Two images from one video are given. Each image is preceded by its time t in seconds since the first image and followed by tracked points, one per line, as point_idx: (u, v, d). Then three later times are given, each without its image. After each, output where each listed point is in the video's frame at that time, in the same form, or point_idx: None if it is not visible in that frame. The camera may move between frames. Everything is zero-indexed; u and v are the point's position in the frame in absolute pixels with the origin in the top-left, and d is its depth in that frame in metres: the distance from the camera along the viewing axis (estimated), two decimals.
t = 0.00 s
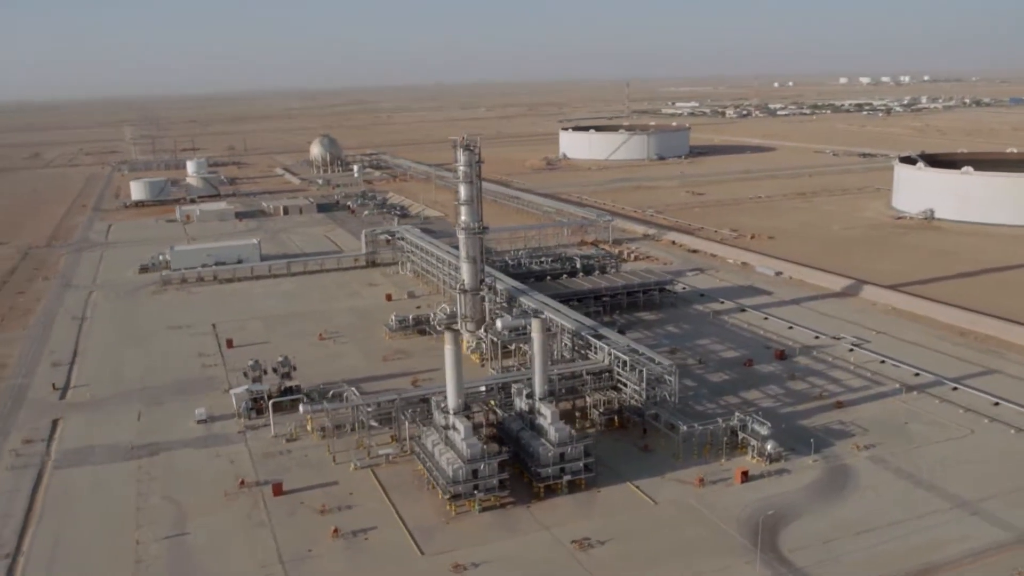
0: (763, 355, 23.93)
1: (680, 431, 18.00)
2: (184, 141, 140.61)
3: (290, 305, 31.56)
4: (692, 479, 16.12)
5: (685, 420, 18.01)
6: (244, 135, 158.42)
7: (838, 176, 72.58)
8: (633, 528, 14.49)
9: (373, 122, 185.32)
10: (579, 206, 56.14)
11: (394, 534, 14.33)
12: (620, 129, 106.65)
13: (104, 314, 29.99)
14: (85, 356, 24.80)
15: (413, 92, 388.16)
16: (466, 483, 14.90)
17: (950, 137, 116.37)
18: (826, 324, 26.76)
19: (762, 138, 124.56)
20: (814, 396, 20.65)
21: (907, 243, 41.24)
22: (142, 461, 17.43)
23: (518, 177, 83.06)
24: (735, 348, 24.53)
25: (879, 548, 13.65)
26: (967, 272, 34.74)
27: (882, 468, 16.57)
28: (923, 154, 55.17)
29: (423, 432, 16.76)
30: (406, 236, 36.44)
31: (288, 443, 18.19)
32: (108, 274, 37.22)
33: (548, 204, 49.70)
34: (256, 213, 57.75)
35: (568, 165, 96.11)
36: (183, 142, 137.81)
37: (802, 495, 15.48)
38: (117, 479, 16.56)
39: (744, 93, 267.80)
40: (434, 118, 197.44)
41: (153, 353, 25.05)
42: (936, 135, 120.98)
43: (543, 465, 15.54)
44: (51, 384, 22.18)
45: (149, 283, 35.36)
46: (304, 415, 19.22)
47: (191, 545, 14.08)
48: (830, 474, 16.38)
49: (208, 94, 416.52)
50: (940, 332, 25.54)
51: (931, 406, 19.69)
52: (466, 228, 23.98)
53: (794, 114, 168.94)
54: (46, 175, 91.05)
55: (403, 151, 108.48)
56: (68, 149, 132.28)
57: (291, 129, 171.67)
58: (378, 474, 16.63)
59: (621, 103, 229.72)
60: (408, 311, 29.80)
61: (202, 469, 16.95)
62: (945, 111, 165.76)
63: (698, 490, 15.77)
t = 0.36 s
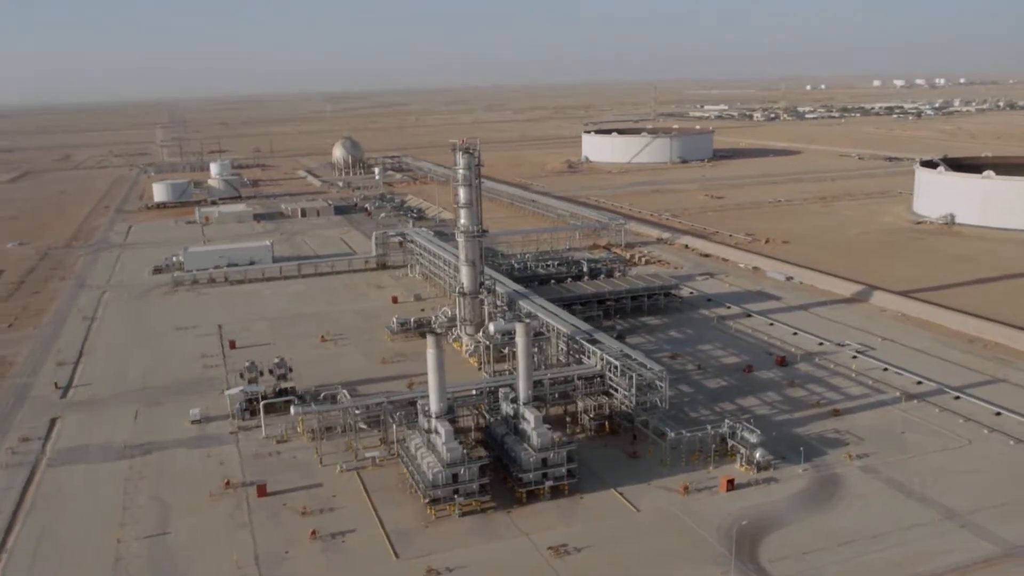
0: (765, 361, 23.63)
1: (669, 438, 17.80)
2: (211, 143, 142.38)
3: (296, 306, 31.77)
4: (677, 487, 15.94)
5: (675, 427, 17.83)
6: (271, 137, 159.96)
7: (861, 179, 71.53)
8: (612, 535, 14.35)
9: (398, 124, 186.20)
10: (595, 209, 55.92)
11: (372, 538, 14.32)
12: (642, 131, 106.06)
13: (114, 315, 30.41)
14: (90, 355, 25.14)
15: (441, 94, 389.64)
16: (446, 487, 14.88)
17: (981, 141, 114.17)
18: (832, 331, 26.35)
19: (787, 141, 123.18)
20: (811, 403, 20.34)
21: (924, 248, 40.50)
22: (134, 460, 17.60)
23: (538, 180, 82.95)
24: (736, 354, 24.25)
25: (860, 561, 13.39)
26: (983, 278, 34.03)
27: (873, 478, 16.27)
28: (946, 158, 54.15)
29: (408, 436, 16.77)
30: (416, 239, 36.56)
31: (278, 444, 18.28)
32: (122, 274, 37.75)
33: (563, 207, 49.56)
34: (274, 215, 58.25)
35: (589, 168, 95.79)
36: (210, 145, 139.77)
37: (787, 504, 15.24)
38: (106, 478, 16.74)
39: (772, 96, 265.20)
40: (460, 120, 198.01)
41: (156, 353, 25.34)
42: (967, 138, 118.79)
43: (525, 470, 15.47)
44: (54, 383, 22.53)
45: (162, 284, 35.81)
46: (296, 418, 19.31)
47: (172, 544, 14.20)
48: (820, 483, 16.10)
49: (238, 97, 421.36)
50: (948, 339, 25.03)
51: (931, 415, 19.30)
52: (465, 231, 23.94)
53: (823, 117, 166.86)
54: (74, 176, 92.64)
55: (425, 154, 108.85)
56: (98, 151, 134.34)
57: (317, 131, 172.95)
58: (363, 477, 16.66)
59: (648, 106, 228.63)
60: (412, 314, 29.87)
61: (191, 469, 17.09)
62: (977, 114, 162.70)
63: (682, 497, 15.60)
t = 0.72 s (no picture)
0: (766, 366, 23.32)
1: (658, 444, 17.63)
2: (240, 145, 144.15)
3: (305, 307, 32.00)
4: (662, 493, 15.78)
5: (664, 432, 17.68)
6: (299, 138, 161.42)
7: (886, 183, 70.42)
8: (590, 541, 14.23)
9: (424, 126, 186.98)
10: (611, 211, 55.69)
11: (351, 539, 14.35)
12: (666, 134, 105.35)
13: (125, 314, 30.86)
14: (96, 353, 25.53)
15: (470, 96, 390.36)
16: (426, 489, 14.89)
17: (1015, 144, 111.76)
18: (838, 336, 25.94)
19: (815, 144, 121.67)
20: (809, 410, 20.03)
21: (943, 253, 39.76)
22: (126, 458, 17.83)
23: (558, 182, 82.82)
24: (738, 359, 23.97)
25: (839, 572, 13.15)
26: (1001, 284, 33.35)
27: (863, 487, 15.99)
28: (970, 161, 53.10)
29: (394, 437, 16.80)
30: (426, 240, 36.68)
31: (269, 444, 18.41)
32: (138, 274, 38.31)
33: (577, 210, 49.42)
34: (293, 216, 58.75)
35: (611, 171, 95.40)
36: (237, 146, 141.28)
37: (771, 513, 15.01)
38: (98, 475, 16.96)
39: (803, 98, 262.37)
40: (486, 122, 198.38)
41: (160, 352, 25.66)
42: (1000, 141, 116.38)
43: (507, 474, 15.42)
44: (59, 380, 22.91)
45: (175, 284, 36.27)
46: (288, 419, 19.42)
47: (152, 543, 14.33)
48: (807, 492, 15.84)
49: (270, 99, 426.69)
50: (957, 347, 24.50)
51: (930, 424, 18.90)
52: (465, 233, 23.91)
53: (853, 120, 164.70)
54: (103, 177, 94.23)
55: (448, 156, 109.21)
56: (129, 152, 136.46)
57: (344, 133, 174.23)
58: (349, 478, 16.71)
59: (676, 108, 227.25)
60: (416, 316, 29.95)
61: (181, 468, 17.26)
62: (1012, 117, 159.45)
63: (666, 504, 15.42)
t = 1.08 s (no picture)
0: (766, 371, 23.05)
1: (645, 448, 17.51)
2: (269, 145, 145.63)
3: (313, 306, 32.27)
4: (645, 498, 15.67)
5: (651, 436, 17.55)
6: (325, 138, 162.68)
7: (911, 185, 69.19)
8: (567, 543, 14.17)
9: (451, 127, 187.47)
10: (628, 213, 55.40)
11: (329, 538, 14.43)
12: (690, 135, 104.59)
13: (136, 311, 31.33)
14: (104, 350, 25.96)
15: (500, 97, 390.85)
16: (405, 490, 14.94)
17: None
18: (843, 341, 25.56)
19: (842, 146, 119.96)
20: (804, 416, 19.76)
21: (961, 258, 38.99)
22: (119, 454, 18.09)
23: (579, 183, 82.56)
24: (739, 363, 23.72)
25: None
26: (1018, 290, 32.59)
27: (851, 495, 15.72)
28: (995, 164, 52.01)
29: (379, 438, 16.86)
30: (435, 241, 36.78)
31: (260, 442, 18.57)
32: (153, 272, 38.86)
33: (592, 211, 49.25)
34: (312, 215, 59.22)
35: (634, 172, 94.92)
36: (264, 146, 142.68)
37: (753, 520, 14.84)
38: (90, 471, 17.23)
39: (834, 100, 259.14)
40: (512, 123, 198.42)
41: (165, 350, 26.01)
42: None
43: (488, 475, 15.42)
44: (65, 376, 23.33)
45: (188, 283, 36.76)
46: (281, 417, 19.56)
47: (134, 538, 14.53)
48: (793, 499, 15.63)
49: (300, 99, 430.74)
50: (964, 353, 24.01)
51: (927, 431, 18.56)
52: (464, 234, 23.92)
53: (884, 122, 162.09)
54: (131, 175, 95.76)
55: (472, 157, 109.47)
56: (159, 151, 138.52)
57: (371, 133, 175.30)
58: (334, 476, 16.81)
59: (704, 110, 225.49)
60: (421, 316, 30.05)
61: (171, 464, 17.48)
62: None
63: (647, 508, 15.32)
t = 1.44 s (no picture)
0: (765, 373, 22.80)
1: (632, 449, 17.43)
2: (296, 142, 146.80)
3: (321, 302, 32.51)
4: (627, 499, 15.59)
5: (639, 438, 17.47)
6: (352, 136, 163.67)
7: (938, 186, 67.91)
8: (543, 543, 14.14)
9: (477, 125, 187.74)
10: (645, 212, 55.05)
11: (307, 534, 14.54)
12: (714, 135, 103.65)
13: (147, 306, 31.80)
14: (111, 345, 26.37)
15: (528, 95, 389.65)
16: (386, 487, 15.05)
17: None
18: (847, 344, 25.19)
19: (871, 146, 118.12)
20: (799, 419, 19.51)
21: (981, 260, 38.21)
22: (113, 447, 18.37)
23: (601, 182, 82.26)
24: (739, 365, 23.49)
25: None
26: None
27: (836, 500, 15.50)
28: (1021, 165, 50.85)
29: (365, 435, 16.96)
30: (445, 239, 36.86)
31: (251, 437, 18.76)
32: (168, 268, 39.39)
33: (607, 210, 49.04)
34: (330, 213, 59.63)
35: (656, 171, 94.34)
36: (291, 144, 143.80)
37: (734, 524, 14.68)
38: (82, 463, 17.52)
39: (867, 99, 255.41)
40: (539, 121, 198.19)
41: (171, 344, 26.36)
42: None
43: (469, 474, 15.47)
44: (69, 370, 23.74)
45: (201, 278, 37.21)
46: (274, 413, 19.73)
47: (118, 530, 14.75)
48: (777, 503, 15.44)
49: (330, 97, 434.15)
50: (971, 357, 23.54)
51: (923, 436, 18.24)
52: (464, 232, 23.92)
53: (916, 122, 159.29)
54: (159, 172, 97.14)
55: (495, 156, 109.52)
56: (188, 148, 140.23)
57: (397, 131, 176.02)
58: (321, 472, 16.94)
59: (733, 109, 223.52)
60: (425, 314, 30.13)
61: (162, 458, 17.72)
62: None
63: (628, 510, 15.24)
